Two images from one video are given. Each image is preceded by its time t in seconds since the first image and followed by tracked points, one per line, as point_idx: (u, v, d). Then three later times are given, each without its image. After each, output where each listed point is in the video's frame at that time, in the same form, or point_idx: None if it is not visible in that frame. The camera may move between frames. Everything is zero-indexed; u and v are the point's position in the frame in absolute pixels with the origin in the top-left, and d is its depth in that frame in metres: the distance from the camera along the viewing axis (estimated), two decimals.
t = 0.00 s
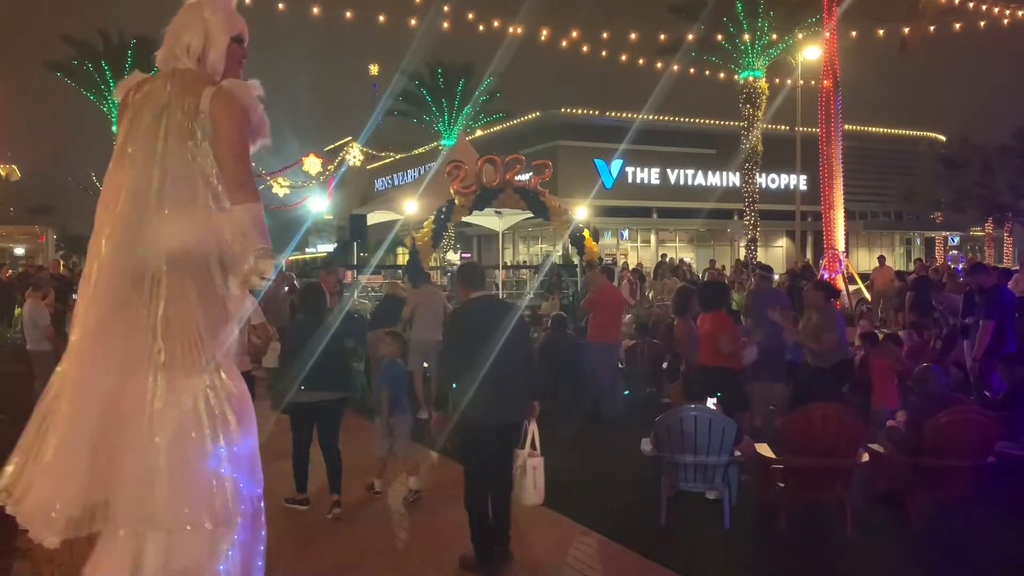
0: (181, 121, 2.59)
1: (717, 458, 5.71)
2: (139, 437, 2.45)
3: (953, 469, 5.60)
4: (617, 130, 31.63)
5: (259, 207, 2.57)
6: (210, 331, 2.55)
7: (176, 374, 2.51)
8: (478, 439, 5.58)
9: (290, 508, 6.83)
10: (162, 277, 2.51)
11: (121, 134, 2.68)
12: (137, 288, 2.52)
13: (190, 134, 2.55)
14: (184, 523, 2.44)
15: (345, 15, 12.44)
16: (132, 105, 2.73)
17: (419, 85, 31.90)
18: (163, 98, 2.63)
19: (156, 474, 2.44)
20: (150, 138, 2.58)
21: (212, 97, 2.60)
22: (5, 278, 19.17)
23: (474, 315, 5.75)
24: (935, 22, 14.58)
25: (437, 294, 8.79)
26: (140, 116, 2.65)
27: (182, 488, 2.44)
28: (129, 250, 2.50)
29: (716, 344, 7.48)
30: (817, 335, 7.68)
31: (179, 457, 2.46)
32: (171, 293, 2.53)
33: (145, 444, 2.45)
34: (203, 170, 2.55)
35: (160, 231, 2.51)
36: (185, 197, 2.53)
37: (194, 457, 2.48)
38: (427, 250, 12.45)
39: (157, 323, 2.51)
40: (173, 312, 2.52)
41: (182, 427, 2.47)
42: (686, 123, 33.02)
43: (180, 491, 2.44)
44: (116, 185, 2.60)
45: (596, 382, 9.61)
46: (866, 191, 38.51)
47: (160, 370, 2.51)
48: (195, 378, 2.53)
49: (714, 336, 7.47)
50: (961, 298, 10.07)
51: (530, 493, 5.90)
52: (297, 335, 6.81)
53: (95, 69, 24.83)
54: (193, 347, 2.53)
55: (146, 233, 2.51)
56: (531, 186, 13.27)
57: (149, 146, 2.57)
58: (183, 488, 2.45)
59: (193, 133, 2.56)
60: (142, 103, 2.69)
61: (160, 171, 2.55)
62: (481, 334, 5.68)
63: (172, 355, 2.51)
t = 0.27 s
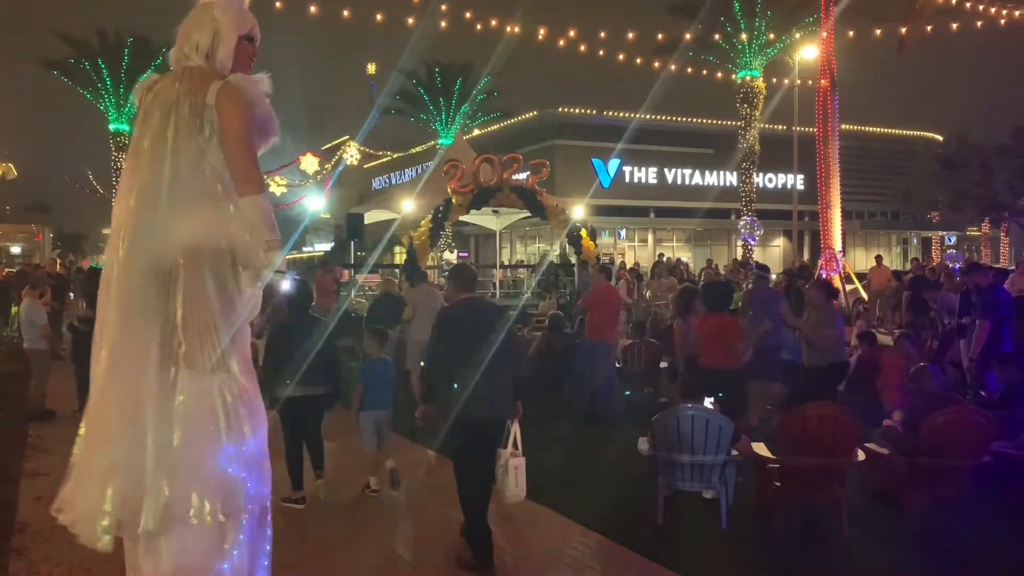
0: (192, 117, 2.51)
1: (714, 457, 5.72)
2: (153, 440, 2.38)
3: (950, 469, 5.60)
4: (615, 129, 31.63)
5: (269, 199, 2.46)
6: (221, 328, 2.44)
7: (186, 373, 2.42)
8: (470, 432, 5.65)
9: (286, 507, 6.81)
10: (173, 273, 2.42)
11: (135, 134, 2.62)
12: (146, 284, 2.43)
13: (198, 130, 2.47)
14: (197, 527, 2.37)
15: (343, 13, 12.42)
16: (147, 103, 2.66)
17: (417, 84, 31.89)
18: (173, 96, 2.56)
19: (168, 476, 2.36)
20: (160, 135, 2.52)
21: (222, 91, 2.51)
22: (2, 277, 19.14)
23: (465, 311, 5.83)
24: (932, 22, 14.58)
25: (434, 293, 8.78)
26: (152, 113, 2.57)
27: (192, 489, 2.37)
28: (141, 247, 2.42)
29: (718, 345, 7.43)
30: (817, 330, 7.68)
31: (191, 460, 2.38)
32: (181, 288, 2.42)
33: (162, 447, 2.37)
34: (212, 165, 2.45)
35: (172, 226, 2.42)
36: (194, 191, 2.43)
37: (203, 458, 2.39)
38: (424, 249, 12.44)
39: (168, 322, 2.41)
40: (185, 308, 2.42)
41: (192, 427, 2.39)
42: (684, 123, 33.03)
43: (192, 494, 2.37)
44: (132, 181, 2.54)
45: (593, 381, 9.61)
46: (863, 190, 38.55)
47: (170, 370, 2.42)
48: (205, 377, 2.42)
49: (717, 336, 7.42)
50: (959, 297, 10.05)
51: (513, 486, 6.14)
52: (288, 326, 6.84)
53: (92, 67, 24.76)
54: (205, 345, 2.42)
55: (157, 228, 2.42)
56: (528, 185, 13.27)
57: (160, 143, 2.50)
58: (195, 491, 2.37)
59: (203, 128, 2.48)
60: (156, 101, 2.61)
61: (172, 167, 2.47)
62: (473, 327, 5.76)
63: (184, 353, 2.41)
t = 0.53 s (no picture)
0: (200, 115, 2.58)
1: (710, 456, 5.72)
2: (163, 429, 2.46)
3: (945, 468, 5.60)
4: (612, 128, 31.65)
5: (274, 196, 2.53)
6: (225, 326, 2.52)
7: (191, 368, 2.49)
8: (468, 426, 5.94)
9: (282, 505, 6.80)
10: (181, 266, 2.49)
11: (145, 131, 2.70)
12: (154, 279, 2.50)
13: (206, 128, 2.54)
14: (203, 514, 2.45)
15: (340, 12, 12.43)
16: (157, 101, 2.75)
17: (414, 82, 31.88)
18: (182, 94, 2.64)
19: (177, 464, 2.45)
20: (170, 133, 2.59)
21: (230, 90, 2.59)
22: None
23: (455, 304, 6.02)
24: (929, 22, 14.61)
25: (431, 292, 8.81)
26: (162, 111, 2.65)
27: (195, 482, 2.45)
28: (151, 241, 2.50)
29: (720, 344, 7.45)
30: (816, 326, 7.77)
31: (200, 448, 2.47)
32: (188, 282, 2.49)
33: (171, 436, 2.46)
34: (219, 162, 2.52)
35: (180, 221, 2.49)
36: (200, 187, 2.50)
37: (210, 447, 2.48)
38: (421, 248, 12.45)
39: (176, 314, 2.49)
40: (193, 302, 2.49)
41: (201, 417, 2.48)
42: (680, 122, 33.07)
43: (199, 481, 2.45)
44: (142, 177, 2.62)
45: (589, 380, 9.61)
46: (859, 190, 38.58)
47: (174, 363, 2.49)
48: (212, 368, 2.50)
49: (721, 336, 7.44)
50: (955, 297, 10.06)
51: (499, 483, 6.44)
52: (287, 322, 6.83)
53: (88, 64, 24.70)
54: (212, 337, 2.50)
55: (165, 225, 2.50)
56: (525, 184, 13.28)
57: (170, 140, 2.58)
58: (202, 478, 2.46)
59: (211, 126, 2.56)
60: (165, 99, 2.70)
61: (179, 163, 2.55)
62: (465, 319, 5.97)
63: (192, 344, 2.49)
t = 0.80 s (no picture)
0: (203, 112, 2.60)
1: (703, 455, 5.74)
2: (164, 429, 2.48)
3: (938, 468, 5.62)
4: (607, 127, 31.67)
5: (275, 196, 2.54)
6: (224, 324, 2.54)
7: (190, 367, 2.51)
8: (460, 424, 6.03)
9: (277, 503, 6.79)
10: (181, 267, 2.51)
11: (147, 126, 2.72)
12: (153, 278, 2.51)
13: (208, 126, 2.56)
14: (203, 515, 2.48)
15: (336, 10, 12.42)
16: (159, 96, 2.76)
17: (410, 80, 31.87)
18: (185, 90, 2.65)
19: (177, 465, 2.48)
20: (172, 130, 2.61)
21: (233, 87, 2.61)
22: None
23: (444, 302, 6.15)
24: (924, 23, 14.65)
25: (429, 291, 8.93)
26: (164, 106, 2.67)
27: (194, 479, 2.48)
28: (151, 241, 2.52)
29: (720, 346, 7.44)
30: (814, 325, 7.78)
31: (200, 449, 2.50)
32: (188, 283, 2.51)
33: (171, 436, 2.49)
34: (220, 160, 2.54)
35: (180, 221, 2.51)
36: (201, 187, 2.52)
37: (209, 448, 2.51)
38: (417, 247, 12.46)
39: (176, 314, 2.51)
40: (194, 302, 2.51)
41: (201, 417, 2.51)
42: (676, 122, 33.08)
43: (198, 482, 2.49)
44: (142, 174, 2.63)
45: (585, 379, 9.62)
46: (854, 190, 38.66)
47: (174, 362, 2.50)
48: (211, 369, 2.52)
49: (720, 338, 7.42)
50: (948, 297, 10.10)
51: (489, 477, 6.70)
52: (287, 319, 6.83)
53: (83, 61, 24.61)
54: (211, 337, 2.52)
55: (165, 223, 2.52)
56: (521, 183, 13.29)
57: (172, 139, 2.59)
58: (202, 479, 2.49)
59: (213, 124, 2.57)
60: (168, 94, 2.70)
61: (181, 160, 2.56)
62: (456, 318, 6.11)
63: (192, 345, 2.51)
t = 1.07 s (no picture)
0: (202, 111, 2.71)
1: (695, 454, 5.75)
2: (161, 421, 2.58)
3: (928, 467, 5.64)
4: (601, 126, 31.66)
5: (272, 196, 2.68)
6: (220, 321, 2.66)
7: (187, 361, 2.61)
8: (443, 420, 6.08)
9: (267, 500, 6.77)
10: (180, 264, 2.61)
11: (141, 123, 2.80)
12: (152, 274, 2.61)
13: (207, 125, 2.67)
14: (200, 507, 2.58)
15: (329, 7, 12.39)
16: (153, 92, 2.84)
17: (403, 78, 31.82)
18: (182, 88, 2.74)
19: (175, 457, 2.57)
20: (170, 128, 2.70)
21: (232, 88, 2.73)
22: None
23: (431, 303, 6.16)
24: (917, 23, 14.68)
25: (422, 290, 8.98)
26: (161, 103, 2.75)
27: (189, 471, 2.58)
28: (151, 239, 2.62)
29: (712, 346, 7.46)
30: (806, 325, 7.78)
31: (198, 442, 2.60)
32: (188, 280, 2.62)
33: (168, 428, 2.58)
34: (219, 160, 2.67)
35: (180, 219, 2.61)
36: (202, 185, 2.63)
37: (207, 441, 2.61)
38: (410, 244, 12.46)
39: (174, 310, 2.60)
40: (191, 297, 2.62)
41: (199, 411, 2.61)
42: (670, 121, 33.10)
43: (196, 474, 2.58)
44: (140, 170, 2.72)
45: (576, 377, 9.63)
46: (846, 190, 38.77)
47: (171, 356, 2.59)
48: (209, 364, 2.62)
49: (712, 339, 7.44)
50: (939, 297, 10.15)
51: (472, 474, 6.57)
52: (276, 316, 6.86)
53: (74, 57, 24.47)
54: (209, 333, 2.63)
55: (164, 220, 2.61)
56: (514, 181, 13.29)
57: (169, 138, 2.69)
58: (199, 472, 2.59)
59: (212, 123, 2.69)
60: (163, 91, 2.79)
61: (180, 159, 2.67)
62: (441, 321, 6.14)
63: (191, 339, 2.61)
